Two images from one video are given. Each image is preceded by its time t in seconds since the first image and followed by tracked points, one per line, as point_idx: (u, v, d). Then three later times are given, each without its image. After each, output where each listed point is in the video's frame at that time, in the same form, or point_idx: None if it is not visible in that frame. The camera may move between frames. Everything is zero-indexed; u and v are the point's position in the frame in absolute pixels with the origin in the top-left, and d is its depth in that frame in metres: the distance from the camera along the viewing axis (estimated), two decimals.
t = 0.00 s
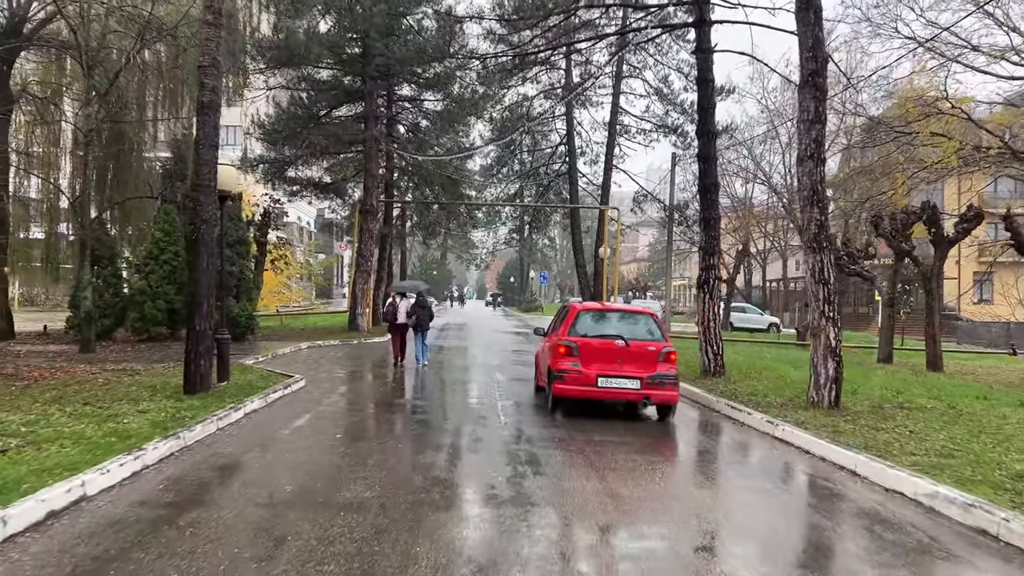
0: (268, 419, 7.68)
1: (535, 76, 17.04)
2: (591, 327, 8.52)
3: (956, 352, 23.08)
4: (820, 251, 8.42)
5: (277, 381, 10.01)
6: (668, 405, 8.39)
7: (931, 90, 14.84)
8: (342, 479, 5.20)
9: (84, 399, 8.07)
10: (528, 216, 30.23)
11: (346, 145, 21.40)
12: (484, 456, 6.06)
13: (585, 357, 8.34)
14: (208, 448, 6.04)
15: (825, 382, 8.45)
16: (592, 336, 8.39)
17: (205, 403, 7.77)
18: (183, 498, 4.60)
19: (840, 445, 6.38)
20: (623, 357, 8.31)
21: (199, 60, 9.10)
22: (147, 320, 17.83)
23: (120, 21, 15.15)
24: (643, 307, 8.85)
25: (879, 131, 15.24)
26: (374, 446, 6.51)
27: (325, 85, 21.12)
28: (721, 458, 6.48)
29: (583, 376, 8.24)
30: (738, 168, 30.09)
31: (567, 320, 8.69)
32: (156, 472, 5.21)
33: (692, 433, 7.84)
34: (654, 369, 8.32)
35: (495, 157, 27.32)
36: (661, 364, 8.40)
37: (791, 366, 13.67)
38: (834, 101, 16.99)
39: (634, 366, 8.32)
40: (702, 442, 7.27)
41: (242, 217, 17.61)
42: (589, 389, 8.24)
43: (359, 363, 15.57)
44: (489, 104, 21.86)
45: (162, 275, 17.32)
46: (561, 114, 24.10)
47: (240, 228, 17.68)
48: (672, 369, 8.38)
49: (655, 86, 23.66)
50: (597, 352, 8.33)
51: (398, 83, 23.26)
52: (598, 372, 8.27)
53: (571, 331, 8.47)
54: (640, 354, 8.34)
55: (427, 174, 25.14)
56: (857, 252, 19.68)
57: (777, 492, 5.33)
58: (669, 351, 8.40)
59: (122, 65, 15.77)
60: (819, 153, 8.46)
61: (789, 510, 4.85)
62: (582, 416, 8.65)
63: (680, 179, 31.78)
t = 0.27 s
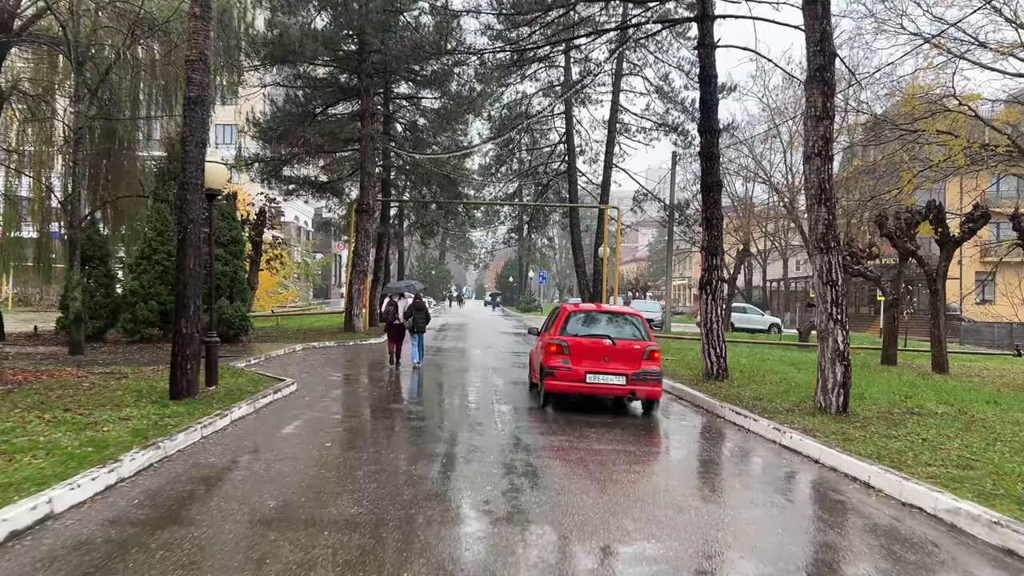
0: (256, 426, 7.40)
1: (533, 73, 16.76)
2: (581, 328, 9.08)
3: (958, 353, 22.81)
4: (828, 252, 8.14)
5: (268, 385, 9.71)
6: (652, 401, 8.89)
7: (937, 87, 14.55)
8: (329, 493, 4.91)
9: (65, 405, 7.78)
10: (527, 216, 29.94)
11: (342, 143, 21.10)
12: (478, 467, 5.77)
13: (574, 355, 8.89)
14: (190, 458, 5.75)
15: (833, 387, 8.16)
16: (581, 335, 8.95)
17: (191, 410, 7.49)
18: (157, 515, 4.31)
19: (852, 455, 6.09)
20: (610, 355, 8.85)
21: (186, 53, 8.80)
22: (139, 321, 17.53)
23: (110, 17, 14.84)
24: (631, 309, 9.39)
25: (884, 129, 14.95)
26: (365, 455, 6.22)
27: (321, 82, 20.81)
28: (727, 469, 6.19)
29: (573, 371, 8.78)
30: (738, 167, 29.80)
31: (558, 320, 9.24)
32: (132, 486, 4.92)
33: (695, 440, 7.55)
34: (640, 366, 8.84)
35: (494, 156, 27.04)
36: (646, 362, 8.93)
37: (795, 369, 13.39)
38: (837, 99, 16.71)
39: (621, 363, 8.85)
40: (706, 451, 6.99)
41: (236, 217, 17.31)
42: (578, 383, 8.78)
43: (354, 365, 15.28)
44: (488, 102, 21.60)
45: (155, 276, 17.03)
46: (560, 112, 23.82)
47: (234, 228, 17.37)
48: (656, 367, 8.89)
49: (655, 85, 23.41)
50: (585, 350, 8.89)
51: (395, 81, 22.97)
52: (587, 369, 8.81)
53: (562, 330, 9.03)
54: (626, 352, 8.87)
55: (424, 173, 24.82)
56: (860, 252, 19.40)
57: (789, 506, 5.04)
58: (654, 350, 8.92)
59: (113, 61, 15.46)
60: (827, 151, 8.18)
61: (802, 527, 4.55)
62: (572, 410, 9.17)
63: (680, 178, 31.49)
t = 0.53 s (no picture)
0: (241, 428, 7.14)
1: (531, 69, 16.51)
2: (569, 324, 9.90)
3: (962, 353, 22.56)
4: (834, 248, 7.88)
5: (257, 386, 9.44)
6: (635, 391, 9.71)
7: (942, 82, 14.30)
8: (311, 500, 4.64)
9: (44, 406, 7.51)
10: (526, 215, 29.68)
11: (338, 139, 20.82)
12: (469, 471, 5.50)
13: (563, 349, 9.70)
14: (168, 462, 5.48)
15: (839, 387, 7.90)
16: (569, 330, 9.77)
17: (174, 410, 7.22)
18: (127, 524, 4.05)
19: (862, 458, 5.83)
20: (596, 349, 9.67)
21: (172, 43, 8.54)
22: (131, 320, 17.25)
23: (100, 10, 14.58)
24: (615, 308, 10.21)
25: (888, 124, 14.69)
26: (353, 458, 5.95)
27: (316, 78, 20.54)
28: (731, 472, 5.92)
29: (561, 364, 9.58)
30: (739, 166, 29.54)
31: (547, 317, 10.02)
32: (103, 493, 4.65)
33: (696, 442, 7.29)
34: (623, 359, 9.66)
35: (492, 154, 26.77)
36: (629, 355, 9.75)
37: (797, 369, 13.14)
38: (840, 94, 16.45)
39: (606, 356, 9.67)
40: (708, 453, 6.73)
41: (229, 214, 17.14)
42: (567, 375, 9.59)
43: (348, 364, 15.00)
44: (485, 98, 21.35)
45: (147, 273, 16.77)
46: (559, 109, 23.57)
47: (227, 225, 17.09)
48: (638, 360, 9.71)
49: (655, 81, 23.16)
50: (573, 344, 9.71)
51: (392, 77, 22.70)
52: (575, 361, 9.62)
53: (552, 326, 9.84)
54: (611, 346, 9.70)
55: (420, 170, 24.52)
56: (863, 250, 19.15)
57: (797, 513, 4.78)
58: (636, 344, 9.74)
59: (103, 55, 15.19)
60: (833, 143, 7.92)
61: (813, 535, 4.28)
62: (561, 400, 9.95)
63: (680, 176, 31.23)
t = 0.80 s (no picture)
0: (226, 436, 6.86)
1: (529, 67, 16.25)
2: (560, 324, 10.34)
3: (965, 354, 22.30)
4: (841, 249, 7.60)
5: (247, 391, 9.15)
6: (622, 388, 10.16)
7: (948, 79, 14.02)
8: (291, 518, 4.37)
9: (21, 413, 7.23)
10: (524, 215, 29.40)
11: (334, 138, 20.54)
12: (460, 485, 5.23)
13: (553, 348, 10.15)
14: (144, 475, 5.20)
15: (846, 394, 7.62)
16: (560, 330, 10.22)
17: (156, 418, 6.94)
18: (91, 546, 3.77)
19: (873, 470, 5.54)
20: (585, 348, 10.11)
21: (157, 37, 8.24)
22: (122, 321, 16.97)
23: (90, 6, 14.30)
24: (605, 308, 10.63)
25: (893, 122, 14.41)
26: (339, 470, 5.68)
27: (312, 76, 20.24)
28: (736, 485, 5.63)
29: (552, 362, 10.05)
30: (739, 165, 29.26)
31: (540, 317, 10.47)
32: (71, 510, 4.37)
33: (698, 451, 7.00)
34: (611, 358, 10.09)
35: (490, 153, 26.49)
36: (617, 354, 10.18)
37: (801, 372, 12.86)
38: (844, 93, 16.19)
39: (594, 354, 10.11)
40: (712, 463, 6.44)
41: (223, 214, 16.79)
42: (557, 373, 10.06)
43: (342, 367, 14.72)
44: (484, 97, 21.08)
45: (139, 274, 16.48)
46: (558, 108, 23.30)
47: (220, 226, 16.77)
48: (626, 359, 10.13)
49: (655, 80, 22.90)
50: (563, 343, 10.16)
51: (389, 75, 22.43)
52: (565, 360, 10.08)
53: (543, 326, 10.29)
54: (599, 345, 10.13)
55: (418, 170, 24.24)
56: (866, 251, 18.88)
57: (808, 531, 4.50)
58: (624, 344, 10.16)
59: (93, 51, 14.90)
60: (840, 141, 7.65)
61: (826, 557, 4.00)
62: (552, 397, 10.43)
63: (680, 176, 30.96)
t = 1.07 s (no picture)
0: (212, 437, 6.60)
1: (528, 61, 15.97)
2: (553, 320, 10.99)
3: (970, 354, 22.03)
4: (851, 244, 7.34)
5: (237, 391, 8.89)
6: (610, 379, 10.83)
7: (955, 72, 13.75)
8: (272, 528, 4.10)
9: None
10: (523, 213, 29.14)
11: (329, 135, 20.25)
12: (454, 491, 4.96)
13: (546, 342, 10.80)
14: (122, 480, 4.94)
15: (856, 394, 7.36)
16: (553, 325, 10.87)
17: (139, 420, 6.67)
18: (56, 559, 3.52)
19: (889, 474, 5.28)
20: (576, 342, 10.78)
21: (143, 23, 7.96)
22: (114, 320, 16.68)
23: None
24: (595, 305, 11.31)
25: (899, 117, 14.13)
26: (328, 474, 5.41)
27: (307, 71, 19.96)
28: (743, 490, 5.37)
29: (545, 355, 10.70)
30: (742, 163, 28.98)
31: (534, 314, 11.12)
32: (39, 519, 4.11)
33: (703, 453, 6.74)
34: (600, 351, 10.77)
35: (489, 150, 26.24)
36: (606, 348, 10.86)
37: (805, 372, 12.60)
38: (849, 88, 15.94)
39: (585, 347, 10.79)
40: (717, 466, 6.18)
41: (217, 211, 16.58)
42: (550, 365, 10.70)
43: (337, 366, 14.45)
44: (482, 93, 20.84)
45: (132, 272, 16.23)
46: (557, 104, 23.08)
47: (215, 223, 16.44)
48: (614, 352, 10.80)
49: (655, 76, 22.68)
50: (556, 338, 10.82)
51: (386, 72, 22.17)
52: (558, 353, 10.73)
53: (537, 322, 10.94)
54: (589, 339, 10.80)
55: (415, 167, 23.98)
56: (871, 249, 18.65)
57: (823, 539, 4.25)
58: (612, 338, 10.84)
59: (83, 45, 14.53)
60: (850, 133, 7.39)
61: (844, 569, 3.74)
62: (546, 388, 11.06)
63: (681, 174, 30.69)
